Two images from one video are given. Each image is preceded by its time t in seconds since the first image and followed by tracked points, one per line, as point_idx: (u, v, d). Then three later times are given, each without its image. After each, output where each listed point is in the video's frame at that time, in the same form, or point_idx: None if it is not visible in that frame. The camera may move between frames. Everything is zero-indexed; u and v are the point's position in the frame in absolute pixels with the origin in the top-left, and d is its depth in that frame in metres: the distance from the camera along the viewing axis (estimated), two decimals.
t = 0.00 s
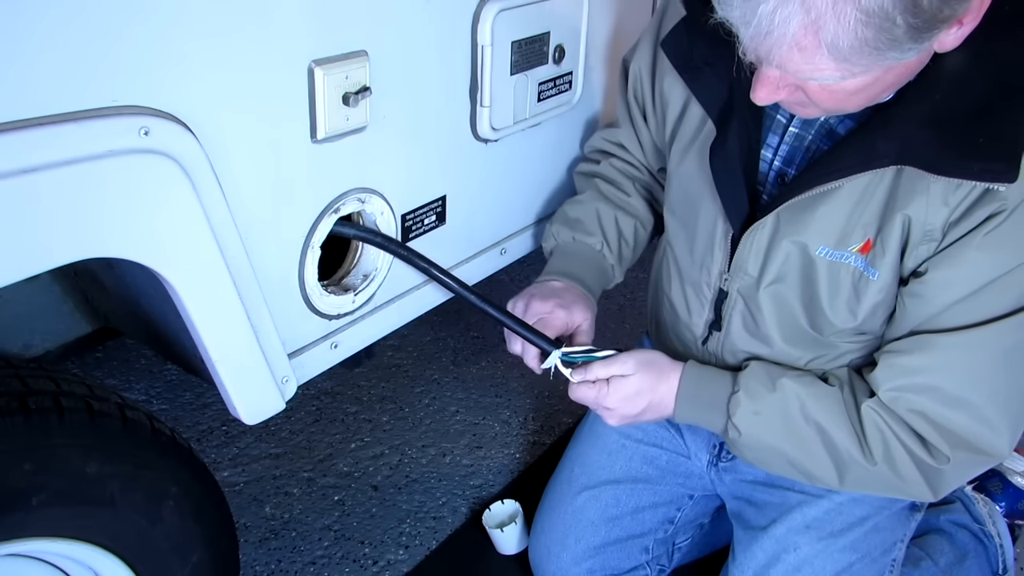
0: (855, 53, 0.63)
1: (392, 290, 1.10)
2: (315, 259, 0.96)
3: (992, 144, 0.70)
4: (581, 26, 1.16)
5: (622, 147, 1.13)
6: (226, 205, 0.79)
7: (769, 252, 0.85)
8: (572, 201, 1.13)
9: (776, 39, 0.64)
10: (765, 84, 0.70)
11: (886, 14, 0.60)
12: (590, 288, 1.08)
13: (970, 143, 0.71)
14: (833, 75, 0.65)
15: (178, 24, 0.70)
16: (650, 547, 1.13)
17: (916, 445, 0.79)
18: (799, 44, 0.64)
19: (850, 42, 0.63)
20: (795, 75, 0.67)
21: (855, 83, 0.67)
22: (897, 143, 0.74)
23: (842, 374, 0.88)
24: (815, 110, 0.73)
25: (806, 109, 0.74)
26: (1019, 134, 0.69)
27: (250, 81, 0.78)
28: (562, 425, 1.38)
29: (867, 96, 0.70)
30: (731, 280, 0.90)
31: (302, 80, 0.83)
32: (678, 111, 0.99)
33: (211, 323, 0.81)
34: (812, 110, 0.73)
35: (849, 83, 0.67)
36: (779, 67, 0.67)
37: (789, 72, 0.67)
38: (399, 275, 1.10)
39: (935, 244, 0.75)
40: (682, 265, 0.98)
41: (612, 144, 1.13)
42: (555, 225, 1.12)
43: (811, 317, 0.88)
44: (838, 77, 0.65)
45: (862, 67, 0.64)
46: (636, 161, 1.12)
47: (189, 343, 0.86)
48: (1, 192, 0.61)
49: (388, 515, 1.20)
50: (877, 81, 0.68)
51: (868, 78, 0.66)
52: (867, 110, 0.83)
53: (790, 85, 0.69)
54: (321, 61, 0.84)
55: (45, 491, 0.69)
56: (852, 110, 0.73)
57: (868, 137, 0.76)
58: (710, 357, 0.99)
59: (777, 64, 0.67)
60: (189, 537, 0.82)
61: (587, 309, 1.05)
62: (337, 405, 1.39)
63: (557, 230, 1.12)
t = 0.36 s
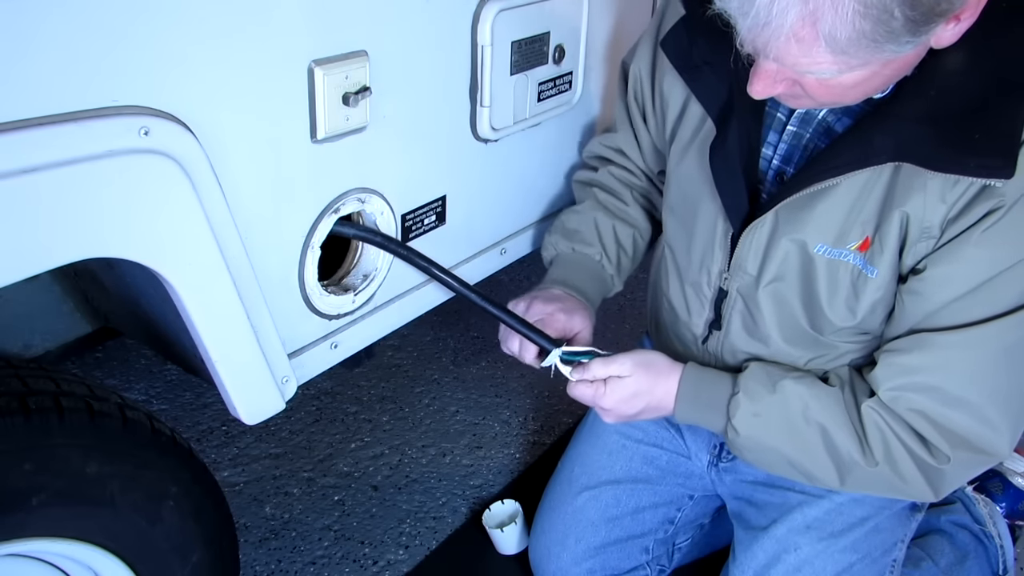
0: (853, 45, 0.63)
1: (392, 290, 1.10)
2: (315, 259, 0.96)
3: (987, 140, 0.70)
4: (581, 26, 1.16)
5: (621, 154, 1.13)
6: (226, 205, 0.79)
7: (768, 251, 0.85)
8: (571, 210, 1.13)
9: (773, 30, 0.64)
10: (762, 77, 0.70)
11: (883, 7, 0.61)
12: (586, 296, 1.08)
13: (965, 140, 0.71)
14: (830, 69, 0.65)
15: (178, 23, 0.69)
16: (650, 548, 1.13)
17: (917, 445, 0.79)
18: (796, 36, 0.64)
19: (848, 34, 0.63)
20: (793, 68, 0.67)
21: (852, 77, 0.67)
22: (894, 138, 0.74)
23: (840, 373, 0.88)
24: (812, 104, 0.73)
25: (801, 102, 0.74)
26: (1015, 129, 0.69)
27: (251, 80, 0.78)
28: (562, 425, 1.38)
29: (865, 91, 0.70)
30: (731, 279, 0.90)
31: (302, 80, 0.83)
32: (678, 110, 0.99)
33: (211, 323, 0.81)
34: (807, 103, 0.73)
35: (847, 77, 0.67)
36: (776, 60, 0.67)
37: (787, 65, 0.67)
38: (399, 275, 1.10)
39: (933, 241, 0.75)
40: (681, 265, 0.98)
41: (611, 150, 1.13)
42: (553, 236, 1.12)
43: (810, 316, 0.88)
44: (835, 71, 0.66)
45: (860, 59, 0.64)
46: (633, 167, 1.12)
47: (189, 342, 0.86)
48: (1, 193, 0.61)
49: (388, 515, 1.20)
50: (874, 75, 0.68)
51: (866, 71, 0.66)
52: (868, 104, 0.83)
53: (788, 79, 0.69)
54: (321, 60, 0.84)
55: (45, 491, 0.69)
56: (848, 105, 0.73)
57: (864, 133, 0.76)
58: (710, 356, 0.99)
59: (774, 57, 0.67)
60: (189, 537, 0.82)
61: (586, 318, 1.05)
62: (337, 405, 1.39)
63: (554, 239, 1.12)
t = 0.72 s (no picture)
0: (844, 40, 0.63)
1: (392, 290, 1.10)
2: (315, 259, 0.96)
3: (978, 137, 0.70)
4: (581, 26, 1.16)
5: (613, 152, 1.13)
6: (226, 205, 0.79)
7: (761, 251, 0.85)
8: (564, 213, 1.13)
9: (765, 24, 0.64)
10: (755, 71, 0.70)
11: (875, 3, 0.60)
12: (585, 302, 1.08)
13: (955, 137, 0.71)
14: (822, 63, 0.66)
15: (177, 22, 0.69)
16: (649, 547, 1.13)
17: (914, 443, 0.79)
18: (788, 31, 0.64)
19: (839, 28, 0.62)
20: (785, 63, 0.67)
21: (845, 71, 0.67)
22: (885, 135, 0.74)
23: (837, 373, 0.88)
24: (805, 100, 0.73)
25: (795, 99, 0.74)
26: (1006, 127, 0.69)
27: (251, 79, 0.78)
28: (562, 425, 1.38)
29: (859, 86, 0.70)
30: (726, 279, 0.90)
31: (302, 80, 0.83)
32: (673, 111, 0.99)
33: (211, 323, 0.81)
34: (802, 99, 0.73)
35: (840, 71, 0.67)
36: (768, 54, 0.67)
37: (779, 60, 0.67)
38: (399, 275, 1.10)
39: (923, 240, 0.76)
40: (677, 265, 0.98)
41: (603, 149, 1.13)
42: (546, 242, 1.12)
43: (805, 315, 0.88)
44: (827, 65, 0.66)
45: (852, 54, 0.64)
46: (627, 166, 1.12)
47: (189, 342, 0.86)
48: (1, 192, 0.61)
49: (388, 515, 1.20)
50: (868, 70, 0.68)
51: (858, 66, 0.66)
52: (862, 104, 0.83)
53: (780, 74, 0.70)
54: (321, 61, 0.84)
55: (45, 491, 0.69)
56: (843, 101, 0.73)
57: (855, 130, 0.76)
58: (706, 356, 0.99)
59: (766, 51, 0.67)
60: (189, 537, 0.82)
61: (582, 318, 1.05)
62: (337, 405, 1.39)
63: (547, 244, 1.12)
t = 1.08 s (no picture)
0: (841, 30, 0.63)
1: (392, 290, 1.10)
2: (315, 259, 0.96)
3: (975, 133, 0.70)
4: (580, 26, 1.16)
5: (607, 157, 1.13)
6: (226, 205, 0.79)
7: (762, 250, 0.85)
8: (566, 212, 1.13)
9: (762, 15, 0.64)
10: (751, 65, 0.70)
11: None
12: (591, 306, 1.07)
13: (953, 133, 0.71)
14: (820, 54, 0.66)
15: (177, 21, 0.69)
16: (649, 547, 1.13)
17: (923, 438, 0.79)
18: (785, 20, 0.64)
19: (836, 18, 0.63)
20: (781, 55, 0.67)
21: (842, 63, 0.67)
22: (884, 134, 0.74)
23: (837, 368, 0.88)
24: (803, 94, 0.73)
25: (795, 95, 0.74)
26: (1003, 124, 0.69)
27: (251, 79, 0.78)
28: (562, 425, 1.38)
29: (857, 80, 0.70)
30: (726, 278, 0.90)
31: (302, 80, 0.83)
32: (668, 111, 0.99)
33: (211, 323, 0.81)
34: (800, 94, 0.73)
35: (836, 63, 0.67)
36: (765, 45, 0.67)
37: (776, 51, 0.67)
38: (399, 275, 1.10)
39: (924, 237, 0.76)
40: (675, 265, 0.98)
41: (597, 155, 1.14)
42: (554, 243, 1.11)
43: (806, 313, 0.88)
44: (824, 55, 0.66)
45: (849, 44, 0.64)
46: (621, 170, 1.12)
47: (189, 343, 0.86)
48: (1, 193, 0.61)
49: (388, 515, 1.20)
50: (865, 62, 0.68)
51: (857, 57, 0.67)
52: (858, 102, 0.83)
53: (777, 66, 0.70)
54: (321, 61, 0.84)
55: (45, 491, 0.69)
56: (842, 96, 0.73)
57: (854, 128, 0.76)
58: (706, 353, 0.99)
59: (762, 42, 0.67)
60: (189, 537, 0.82)
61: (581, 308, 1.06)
62: (337, 405, 1.39)
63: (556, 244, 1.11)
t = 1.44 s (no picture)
0: (847, 37, 0.63)
1: (392, 290, 1.10)
2: (315, 259, 0.96)
3: (986, 143, 0.69)
4: (581, 26, 1.16)
5: (622, 154, 1.13)
6: (226, 205, 0.79)
7: (767, 255, 0.85)
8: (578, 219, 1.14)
9: (767, 25, 0.64)
10: (759, 75, 0.70)
11: None
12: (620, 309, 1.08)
13: (963, 143, 0.71)
14: (826, 63, 0.66)
15: (178, 21, 0.69)
16: (650, 549, 1.13)
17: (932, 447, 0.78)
18: (790, 30, 0.64)
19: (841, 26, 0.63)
20: (789, 65, 0.67)
21: (850, 72, 0.67)
22: (892, 140, 0.74)
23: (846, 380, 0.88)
24: (813, 104, 0.73)
25: (803, 103, 0.74)
26: (1014, 132, 0.69)
27: (251, 80, 0.78)
28: (562, 425, 1.38)
29: (865, 88, 0.70)
30: (731, 283, 0.90)
31: (302, 80, 0.83)
32: (673, 113, 0.99)
33: (211, 323, 0.81)
34: (810, 104, 0.73)
35: (844, 72, 0.67)
36: (772, 56, 0.67)
37: (782, 61, 0.67)
38: (399, 275, 1.10)
39: (930, 245, 0.76)
40: (680, 269, 0.98)
41: (612, 153, 1.13)
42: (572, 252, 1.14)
43: (812, 320, 0.88)
44: (831, 65, 0.66)
45: (855, 52, 0.64)
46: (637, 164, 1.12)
47: (189, 343, 0.86)
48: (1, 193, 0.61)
49: (388, 516, 1.20)
50: (872, 71, 0.68)
51: (863, 66, 0.66)
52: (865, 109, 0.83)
53: (785, 77, 0.69)
54: (321, 61, 0.84)
55: (45, 491, 0.69)
56: (850, 102, 0.73)
57: (862, 134, 0.76)
58: (712, 358, 0.99)
59: (770, 53, 0.67)
60: (189, 537, 0.82)
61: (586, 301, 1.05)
62: (337, 405, 1.39)
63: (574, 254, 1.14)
